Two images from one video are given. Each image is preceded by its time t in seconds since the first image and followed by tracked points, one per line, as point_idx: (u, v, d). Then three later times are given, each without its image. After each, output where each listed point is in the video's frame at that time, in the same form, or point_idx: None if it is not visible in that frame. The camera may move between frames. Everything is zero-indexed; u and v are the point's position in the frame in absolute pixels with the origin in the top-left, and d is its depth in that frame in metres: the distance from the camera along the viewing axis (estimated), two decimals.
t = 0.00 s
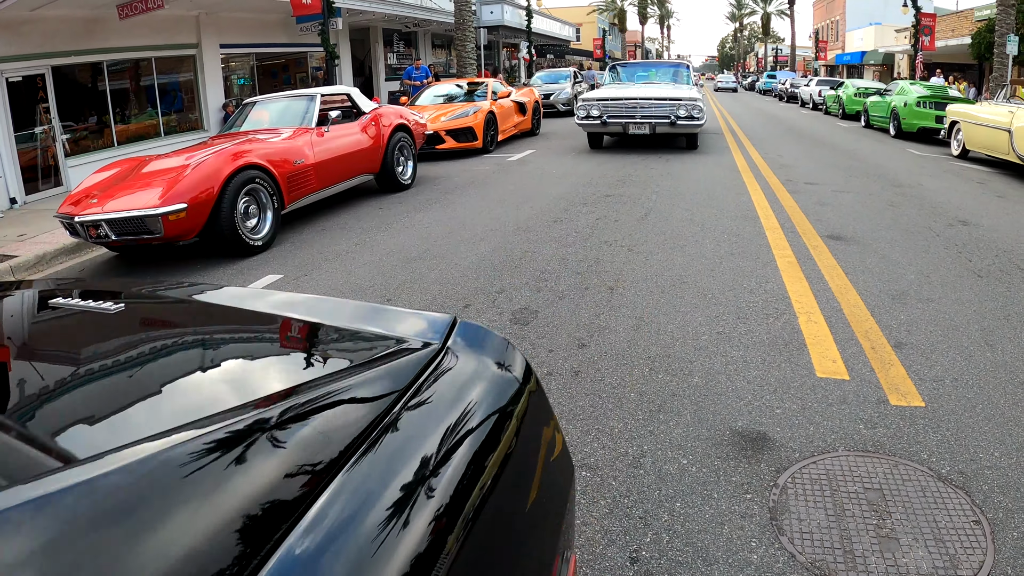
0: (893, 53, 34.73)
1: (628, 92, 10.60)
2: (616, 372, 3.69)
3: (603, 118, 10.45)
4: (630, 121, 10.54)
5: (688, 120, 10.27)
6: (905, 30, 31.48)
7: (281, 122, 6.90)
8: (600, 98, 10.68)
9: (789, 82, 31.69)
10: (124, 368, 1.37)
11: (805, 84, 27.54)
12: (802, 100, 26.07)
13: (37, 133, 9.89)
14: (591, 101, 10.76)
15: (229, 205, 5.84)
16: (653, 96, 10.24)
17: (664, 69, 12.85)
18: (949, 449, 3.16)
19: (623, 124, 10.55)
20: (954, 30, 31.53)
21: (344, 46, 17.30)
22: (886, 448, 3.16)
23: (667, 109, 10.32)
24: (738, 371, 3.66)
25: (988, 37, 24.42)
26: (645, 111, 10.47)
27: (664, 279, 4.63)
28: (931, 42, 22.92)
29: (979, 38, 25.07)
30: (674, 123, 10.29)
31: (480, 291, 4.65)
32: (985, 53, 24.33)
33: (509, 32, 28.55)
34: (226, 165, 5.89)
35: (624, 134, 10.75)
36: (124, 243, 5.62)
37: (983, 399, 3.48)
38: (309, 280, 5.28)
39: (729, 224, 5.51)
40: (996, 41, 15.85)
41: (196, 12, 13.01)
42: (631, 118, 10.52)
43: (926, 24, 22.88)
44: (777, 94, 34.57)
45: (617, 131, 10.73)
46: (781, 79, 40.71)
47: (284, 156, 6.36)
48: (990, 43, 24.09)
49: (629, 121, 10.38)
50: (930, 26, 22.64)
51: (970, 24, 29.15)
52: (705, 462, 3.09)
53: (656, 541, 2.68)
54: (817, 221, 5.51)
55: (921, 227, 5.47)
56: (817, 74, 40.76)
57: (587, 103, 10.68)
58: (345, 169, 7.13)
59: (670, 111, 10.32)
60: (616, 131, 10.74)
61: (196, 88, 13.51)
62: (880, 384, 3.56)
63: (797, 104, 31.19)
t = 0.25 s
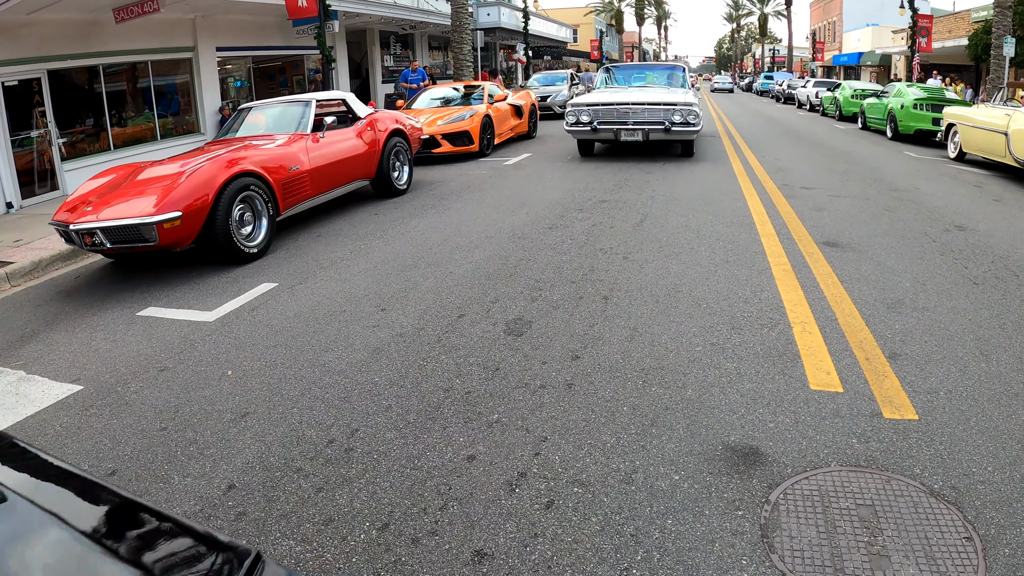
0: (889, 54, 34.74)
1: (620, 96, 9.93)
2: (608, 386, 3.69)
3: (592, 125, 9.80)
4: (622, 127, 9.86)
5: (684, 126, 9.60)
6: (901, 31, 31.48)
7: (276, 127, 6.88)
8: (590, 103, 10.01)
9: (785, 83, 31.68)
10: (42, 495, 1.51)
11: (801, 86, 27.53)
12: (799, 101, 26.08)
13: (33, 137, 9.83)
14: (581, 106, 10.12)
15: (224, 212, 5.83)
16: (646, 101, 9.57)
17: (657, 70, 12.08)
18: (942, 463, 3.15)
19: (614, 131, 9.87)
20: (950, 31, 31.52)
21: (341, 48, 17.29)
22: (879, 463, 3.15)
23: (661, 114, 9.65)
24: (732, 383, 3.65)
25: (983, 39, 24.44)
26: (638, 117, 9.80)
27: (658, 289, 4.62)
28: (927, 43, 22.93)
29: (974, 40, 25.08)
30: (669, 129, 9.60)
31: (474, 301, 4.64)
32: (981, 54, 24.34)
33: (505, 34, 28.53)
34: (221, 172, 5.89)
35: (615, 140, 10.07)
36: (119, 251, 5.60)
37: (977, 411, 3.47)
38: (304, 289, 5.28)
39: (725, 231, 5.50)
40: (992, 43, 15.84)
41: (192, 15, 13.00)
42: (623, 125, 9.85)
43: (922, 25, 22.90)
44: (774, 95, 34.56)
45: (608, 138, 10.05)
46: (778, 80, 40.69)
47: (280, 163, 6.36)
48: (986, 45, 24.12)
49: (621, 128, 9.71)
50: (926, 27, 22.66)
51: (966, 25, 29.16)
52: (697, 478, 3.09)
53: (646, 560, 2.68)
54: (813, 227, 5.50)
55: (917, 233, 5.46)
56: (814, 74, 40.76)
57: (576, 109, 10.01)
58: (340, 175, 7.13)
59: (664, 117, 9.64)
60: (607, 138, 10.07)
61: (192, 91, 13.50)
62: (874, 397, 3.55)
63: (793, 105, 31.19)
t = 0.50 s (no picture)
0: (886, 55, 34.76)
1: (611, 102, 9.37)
2: (599, 399, 3.70)
3: (580, 132, 9.24)
4: (612, 135, 9.31)
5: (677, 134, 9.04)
6: (897, 32, 31.47)
7: (270, 134, 6.88)
8: (579, 109, 9.46)
9: (782, 84, 31.68)
10: None
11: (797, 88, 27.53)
12: (795, 103, 26.09)
13: (29, 142, 9.80)
14: (570, 111, 9.55)
15: (218, 220, 5.82)
16: (638, 106, 9.01)
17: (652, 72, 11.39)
18: (932, 478, 3.14)
19: (604, 139, 9.32)
20: (946, 32, 31.50)
21: (336, 52, 17.29)
22: (869, 478, 3.15)
23: (654, 121, 9.09)
24: (723, 397, 3.64)
25: (980, 41, 24.44)
26: (629, 123, 9.24)
27: (650, 298, 4.62)
28: (923, 45, 22.91)
29: (970, 41, 25.07)
30: (662, 137, 9.04)
31: (467, 312, 4.65)
32: (977, 56, 24.31)
33: (501, 36, 28.53)
34: (215, 179, 5.89)
35: (605, 149, 9.51)
36: (113, 259, 5.60)
37: (969, 424, 3.47)
38: (298, 299, 5.28)
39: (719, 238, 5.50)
40: (988, 44, 15.82)
41: (188, 18, 13.00)
42: (613, 132, 9.29)
43: (918, 27, 22.90)
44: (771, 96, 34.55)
45: (598, 146, 9.49)
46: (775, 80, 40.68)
47: (273, 170, 6.35)
48: (982, 46, 24.10)
49: (610, 136, 9.16)
50: (922, 29, 22.67)
51: (962, 26, 29.16)
52: (687, 494, 3.09)
53: None
54: (808, 233, 5.49)
55: (912, 239, 5.45)
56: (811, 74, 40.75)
57: (564, 115, 9.46)
58: (334, 181, 7.12)
59: (657, 124, 9.09)
60: (596, 146, 9.52)
61: (188, 94, 13.49)
62: (865, 410, 3.54)
63: (790, 105, 31.19)
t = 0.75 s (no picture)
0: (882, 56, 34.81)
1: (598, 107, 8.87)
2: (587, 410, 3.70)
3: (566, 139, 8.75)
4: (600, 142, 8.80)
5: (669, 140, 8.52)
6: (894, 33, 31.52)
7: (263, 139, 6.90)
8: (564, 115, 8.96)
9: (778, 85, 31.73)
10: None
11: (793, 89, 27.57)
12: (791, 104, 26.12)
13: (24, 146, 9.80)
14: (555, 117, 9.02)
15: (211, 227, 5.82)
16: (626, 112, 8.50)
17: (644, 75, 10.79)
18: (919, 490, 3.14)
19: (592, 146, 8.82)
20: (942, 33, 31.51)
21: (331, 55, 17.31)
22: (855, 490, 3.15)
23: (644, 127, 8.59)
24: (711, 407, 3.65)
25: (975, 42, 24.47)
26: (618, 130, 8.74)
27: (641, 306, 4.63)
28: (919, 46, 22.98)
29: (966, 42, 25.07)
30: (653, 145, 8.54)
31: (457, 320, 4.66)
32: (973, 57, 24.32)
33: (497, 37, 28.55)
34: (208, 186, 5.89)
35: (594, 157, 9.01)
36: (106, 267, 5.60)
37: (957, 435, 3.46)
38: (292, 307, 5.29)
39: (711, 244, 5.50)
40: (983, 46, 15.84)
41: (183, 22, 13.03)
42: (601, 139, 8.79)
43: (913, 28, 22.97)
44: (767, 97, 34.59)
45: (585, 154, 8.99)
46: (772, 81, 40.70)
47: (266, 176, 6.35)
48: (978, 48, 24.13)
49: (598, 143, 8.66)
50: (918, 30, 22.72)
51: (958, 27, 29.19)
52: (672, 507, 3.09)
53: None
54: (800, 238, 5.48)
55: (904, 244, 5.44)
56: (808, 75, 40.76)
57: (549, 121, 8.96)
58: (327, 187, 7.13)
59: (648, 130, 8.58)
60: (584, 154, 9.02)
61: (183, 97, 13.51)
62: (854, 421, 3.54)
63: (786, 106, 31.25)
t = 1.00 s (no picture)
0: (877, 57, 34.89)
1: (586, 112, 8.40)
2: (576, 422, 3.71)
3: (550, 147, 8.28)
4: (587, 150, 8.33)
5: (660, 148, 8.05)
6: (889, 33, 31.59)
7: (256, 144, 6.95)
8: (549, 121, 8.48)
9: (773, 86, 31.78)
10: None
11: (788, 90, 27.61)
12: (787, 105, 26.16)
13: (18, 150, 9.82)
14: (540, 124, 8.54)
15: (203, 235, 5.83)
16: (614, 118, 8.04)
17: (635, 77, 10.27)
18: (906, 502, 3.13)
19: (578, 155, 8.34)
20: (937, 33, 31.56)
21: (326, 57, 17.34)
22: (842, 503, 3.14)
23: (633, 134, 8.11)
24: (700, 419, 3.65)
25: (969, 43, 24.54)
26: (606, 137, 8.26)
27: (632, 315, 4.63)
28: (913, 48, 23.08)
29: (961, 43, 25.10)
30: (644, 153, 8.07)
31: (448, 330, 4.67)
32: (967, 58, 24.37)
33: (492, 39, 28.59)
34: (201, 194, 5.89)
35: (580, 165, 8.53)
36: (99, 275, 5.59)
37: (947, 445, 3.46)
38: (285, 316, 5.30)
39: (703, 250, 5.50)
40: (978, 48, 15.89)
41: (177, 25, 13.04)
42: (588, 147, 8.31)
43: (907, 30, 23.07)
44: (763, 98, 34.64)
45: (571, 162, 8.51)
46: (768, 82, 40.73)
47: (258, 183, 6.36)
48: (972, 49, 24.18)
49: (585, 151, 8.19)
50: (912, 32, 22.85)
51: (953, 27, 29.26)
52: (659, 520, 3.09)
53: None
54: (793, 244, 5.48)
55: (897, 249, 5.44)
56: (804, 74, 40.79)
57: (534, 128, 8.48)
58: (320, 192, 7.14)
59: (637, 137, 8.11)
60: (570, 163, 8.54)
61: (178, 100, 13.51)
62: (842, 432, 3.54)
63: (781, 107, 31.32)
